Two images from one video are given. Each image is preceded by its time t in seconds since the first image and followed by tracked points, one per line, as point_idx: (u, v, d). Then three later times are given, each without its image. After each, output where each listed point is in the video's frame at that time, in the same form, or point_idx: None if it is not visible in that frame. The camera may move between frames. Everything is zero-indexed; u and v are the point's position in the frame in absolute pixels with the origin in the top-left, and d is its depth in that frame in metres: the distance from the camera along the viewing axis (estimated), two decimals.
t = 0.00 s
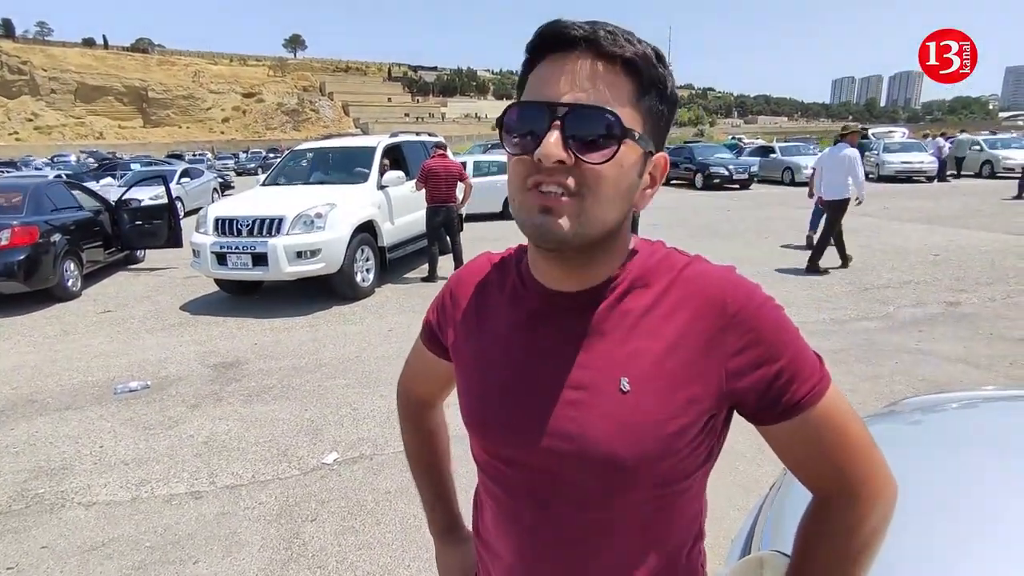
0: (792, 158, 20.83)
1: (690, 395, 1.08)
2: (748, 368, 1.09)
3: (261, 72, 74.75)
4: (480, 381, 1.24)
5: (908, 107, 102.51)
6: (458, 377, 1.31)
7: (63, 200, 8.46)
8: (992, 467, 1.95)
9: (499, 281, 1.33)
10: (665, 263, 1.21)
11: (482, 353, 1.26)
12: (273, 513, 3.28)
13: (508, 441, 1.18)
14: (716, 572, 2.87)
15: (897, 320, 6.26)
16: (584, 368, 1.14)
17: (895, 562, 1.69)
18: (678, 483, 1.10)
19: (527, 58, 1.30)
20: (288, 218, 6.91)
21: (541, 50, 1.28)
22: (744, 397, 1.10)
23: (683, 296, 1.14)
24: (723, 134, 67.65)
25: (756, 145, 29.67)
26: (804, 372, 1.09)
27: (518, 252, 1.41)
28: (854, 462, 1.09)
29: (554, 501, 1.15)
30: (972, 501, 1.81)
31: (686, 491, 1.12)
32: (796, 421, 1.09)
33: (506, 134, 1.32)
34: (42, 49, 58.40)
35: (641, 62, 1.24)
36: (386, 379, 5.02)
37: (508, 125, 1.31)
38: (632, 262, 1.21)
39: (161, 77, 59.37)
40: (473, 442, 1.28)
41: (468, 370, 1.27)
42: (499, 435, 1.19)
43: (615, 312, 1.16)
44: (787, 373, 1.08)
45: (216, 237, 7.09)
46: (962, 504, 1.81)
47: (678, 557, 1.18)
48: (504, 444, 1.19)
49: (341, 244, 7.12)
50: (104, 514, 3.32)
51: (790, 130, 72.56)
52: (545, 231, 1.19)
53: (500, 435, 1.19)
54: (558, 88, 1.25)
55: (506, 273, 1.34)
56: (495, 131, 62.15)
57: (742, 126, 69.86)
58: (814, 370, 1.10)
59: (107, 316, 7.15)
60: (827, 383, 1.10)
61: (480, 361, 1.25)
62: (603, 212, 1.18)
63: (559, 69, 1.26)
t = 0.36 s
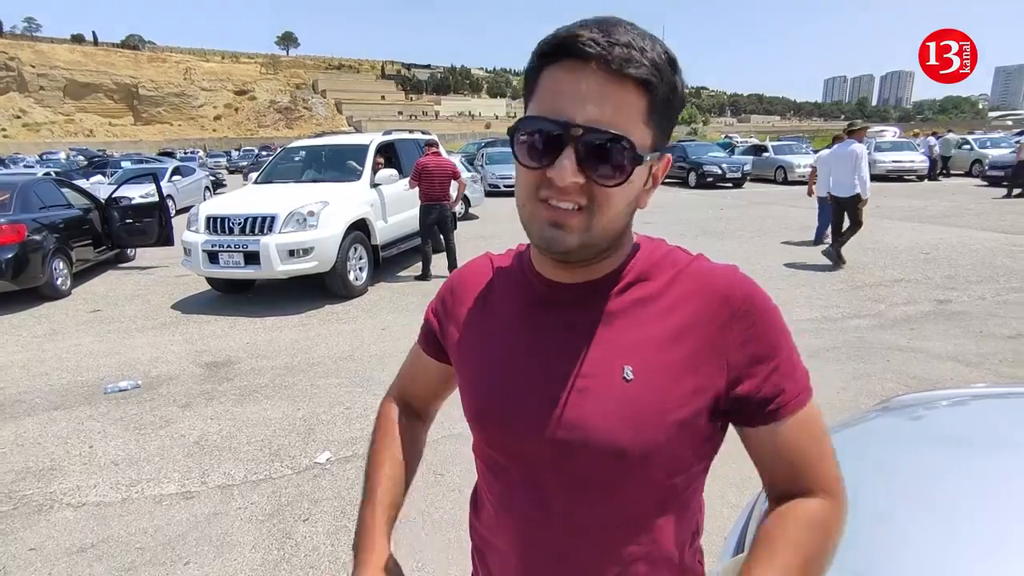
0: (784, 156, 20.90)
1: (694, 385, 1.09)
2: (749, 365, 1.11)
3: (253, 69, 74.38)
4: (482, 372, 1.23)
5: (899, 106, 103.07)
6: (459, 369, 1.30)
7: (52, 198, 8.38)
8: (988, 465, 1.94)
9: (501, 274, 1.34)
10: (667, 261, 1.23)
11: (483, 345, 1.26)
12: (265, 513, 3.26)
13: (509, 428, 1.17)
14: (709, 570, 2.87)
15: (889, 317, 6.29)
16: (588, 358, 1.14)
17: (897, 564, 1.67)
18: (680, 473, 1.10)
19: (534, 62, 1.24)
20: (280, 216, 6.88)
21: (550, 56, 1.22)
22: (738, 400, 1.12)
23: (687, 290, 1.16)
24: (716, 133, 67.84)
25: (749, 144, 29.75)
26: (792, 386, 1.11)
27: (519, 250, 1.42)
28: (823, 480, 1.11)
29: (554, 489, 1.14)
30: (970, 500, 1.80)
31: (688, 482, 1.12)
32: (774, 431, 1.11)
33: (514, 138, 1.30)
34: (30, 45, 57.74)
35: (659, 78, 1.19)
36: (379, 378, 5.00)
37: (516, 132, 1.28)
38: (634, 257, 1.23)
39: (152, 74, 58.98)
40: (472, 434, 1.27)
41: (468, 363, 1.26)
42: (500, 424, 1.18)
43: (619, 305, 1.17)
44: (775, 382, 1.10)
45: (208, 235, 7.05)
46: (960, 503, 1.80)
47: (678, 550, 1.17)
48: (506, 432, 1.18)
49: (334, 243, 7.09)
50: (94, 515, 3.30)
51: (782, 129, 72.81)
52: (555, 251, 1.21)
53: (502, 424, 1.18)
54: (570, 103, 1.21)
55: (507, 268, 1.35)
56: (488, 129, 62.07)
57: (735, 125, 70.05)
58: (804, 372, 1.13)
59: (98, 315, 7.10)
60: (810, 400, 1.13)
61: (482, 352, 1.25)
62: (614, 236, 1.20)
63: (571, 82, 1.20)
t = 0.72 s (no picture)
0: (778, 156, 20.97)
1: (685, 388, 1.08)
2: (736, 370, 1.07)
3: (247, 66, 74.07)
4: (477, 375, 1.24)
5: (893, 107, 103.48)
6: (456, 372, 1.31)
7: (43, 196, 8.32)
8: (983, 465, 1.93)
9: (499, 276, 1.35)
10: (662, 261, 1.23)
11: (478, 348, 1.26)
12: (258, 512, 3.25)
13: (504, 431, 1.18)
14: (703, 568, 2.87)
15: (881, 317, 6.32)
16: (581, 360, 1.14)
17: (889, 563, 1.67)
18: (672, 478, 1.10)
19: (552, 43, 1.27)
20: (274, 214, 6.85)
21: (571, 36, 1.25)
22: (720, 411, 1.08)
23: (678, 292, 1.15)
24: (711, 132, 68.04)
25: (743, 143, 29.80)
26: (764, 401, 1.06)
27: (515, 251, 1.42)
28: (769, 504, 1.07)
29: (548, 494, 1.14)
30: (963, 499, 1.80)
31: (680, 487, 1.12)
32: (737, 446, 1.08)
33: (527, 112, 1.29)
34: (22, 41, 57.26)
35: (669, 72, 1.27)
36: (373, 377, 4.99)
37: (531, 110, 1.27)
38: (625, 256, 1.24)
39: (146, 71, 58.68)
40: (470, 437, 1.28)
41: (464, 371, 1.27)
42: (495, 431, 1.19)
43: (612, 307, 1.18)
44: (752, 397, 1.06)
45: (201, 233, 7.02)
46: (954, 503, 1.80)
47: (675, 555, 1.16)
48: (501, 440, 1.19)
49: (328, 241, 7.06)
50: (85, 515, 3.28)
51: (776, 129, 73.01)
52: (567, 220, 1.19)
53: (497, 427, 1.19)
54: (591, 81, 1.23)
55: (504, 270, 1.36)
56: (483, 128, 62.03)
57: (729, 124, 70.23)
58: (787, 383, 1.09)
59: (90, 314, 7.06)
60: (791, 417, 1.08)
61: (477, 354, 1.26)
62: (623, 211, 1.20)
63: (593, 62, 1.24)
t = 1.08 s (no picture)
0: (776, 155, 20.98)
1: (693, 389, 1.08)
2: (745, 370, 1.08)
3: (244, 63, 73.88)
4: (482, 375, 1.23)
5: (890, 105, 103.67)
6: (457, 372, 1.30)
7: (40, 194, 8.31)
8: (984, 464, 1.93)
9: (502, 277, 1.34)
10: (667, 262, 1.23)
11: (482, 348, 1.26)
12: (255, 511, 3.25)
13: (509, 431, 1.17)
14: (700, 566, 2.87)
15: (879, 315, 6.32)
16: (587, 361, 1.14)
17: (888, 564, 1.67)
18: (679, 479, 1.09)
19: (546, 44, 1.25)
20: (272, 212, 6.84)
21: (566, 37, 1.24)
22: (731, 410, 1.08)
23: (685, 293, 1.15)
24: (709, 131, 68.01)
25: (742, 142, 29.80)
26: (774, 399, 1.07)
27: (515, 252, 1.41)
28: (783, 498, 1.09)
29: (554, 494, 1.13)
30: (964, 501, 1.79)
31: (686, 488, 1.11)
32: (749, 444, 1.08)
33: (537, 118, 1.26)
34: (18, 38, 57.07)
35: (662, 59, 1.30)
36: (371, 375, 4.99)
37: (542, 119, 1.24)
38: (631, 257, 1.23)
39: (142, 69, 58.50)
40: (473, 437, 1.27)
41: (467, 371, 1.26)
42: (499, 431, 1.19)
43: (618, 306, 1.18)
44: (764, 395, 1.07)
45: (199, 231, 7.00)
46: (955, 504, 1.79)
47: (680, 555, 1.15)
48: (505, 440, 1.18)
49: (326, 239, 7.06)
50: (82, 514, 3.27)
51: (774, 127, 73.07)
52: (604, 226, 1.18)
53: (502, 427, 1.18)
54: (600, 80, 1.22)
55: (505, 271, 1.35)
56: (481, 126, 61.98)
57: (728, 123, 70.21)
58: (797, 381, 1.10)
59: (87, 312, 7.04)
60: (799, 412, 1.09)
61: (481, 355, 1.25)
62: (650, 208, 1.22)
63: (596, 61, 1.23)
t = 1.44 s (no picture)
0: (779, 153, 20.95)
1: (690, 387, 1.08)
2: (746, 372, 1.09)
3: (246, 62, 73.87)
4: (483, 372, 1.23)
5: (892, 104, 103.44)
6: (459, 368, 1.30)
7: (42, 193, 8.32)
8: (987, 463, 1.93)
9: (503, 276, 1.33)
10: (667, 260, 1.23)
11: (484, 344, 1.26)
12: (257, 509, 3.26)
13: (509, 427, 1.17)
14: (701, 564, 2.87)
15: (882, 314, 6.31)
16: (586, 359, 1.14)
17: (889, 563, 1.67)
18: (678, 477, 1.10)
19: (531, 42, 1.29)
20: (274, 210, 6.85)
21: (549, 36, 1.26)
22: (730, 410, 1.10)
23: (686, 293, 1.15)
24: (711, 129, 67.89)
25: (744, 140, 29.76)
26: (773, 399, 1.09)
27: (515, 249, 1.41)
28: (782, 497, 1.12)
29: (553, 489, 1.13)
30: (967, 500, 1.79)
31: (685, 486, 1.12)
32: (751, 442, 1.10)
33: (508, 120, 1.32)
34: (21, 38, 57.16)
35: (658, 62, 1.20)
36: (372, 374, 4.99)
37: (512, 112, 1.30)
38: (630, 256, 1.23)
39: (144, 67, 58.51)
40: (473, 433, 1.27)
41: (469, 368, 1.26)
42: (499, 427, 1.19)
43: (617, 304, 1.18)
44: (763, 395, 1.08)
45: (201, 229, 7.01)
46: (957, 502, 1.79)
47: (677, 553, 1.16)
48: (505, 436, 1.18)
49: (328, 238, 7.06)
50: (85, 512, 3.28)
51: (776, 125, 72.92)
52: (541, 229, 1.20)
53: (503, 423, 1.18)
54: (561, 79, 1.23)
55: (507, 270, 1.34)
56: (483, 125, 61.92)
57: (729, 121, 70.07)
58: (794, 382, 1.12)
59: (89, 310, 7.05)
60: (795, 411, 1.12)
61: (483, 352, 1.25)
62: (596, 216, 1.18)
63: (568, 60, 1.22)
